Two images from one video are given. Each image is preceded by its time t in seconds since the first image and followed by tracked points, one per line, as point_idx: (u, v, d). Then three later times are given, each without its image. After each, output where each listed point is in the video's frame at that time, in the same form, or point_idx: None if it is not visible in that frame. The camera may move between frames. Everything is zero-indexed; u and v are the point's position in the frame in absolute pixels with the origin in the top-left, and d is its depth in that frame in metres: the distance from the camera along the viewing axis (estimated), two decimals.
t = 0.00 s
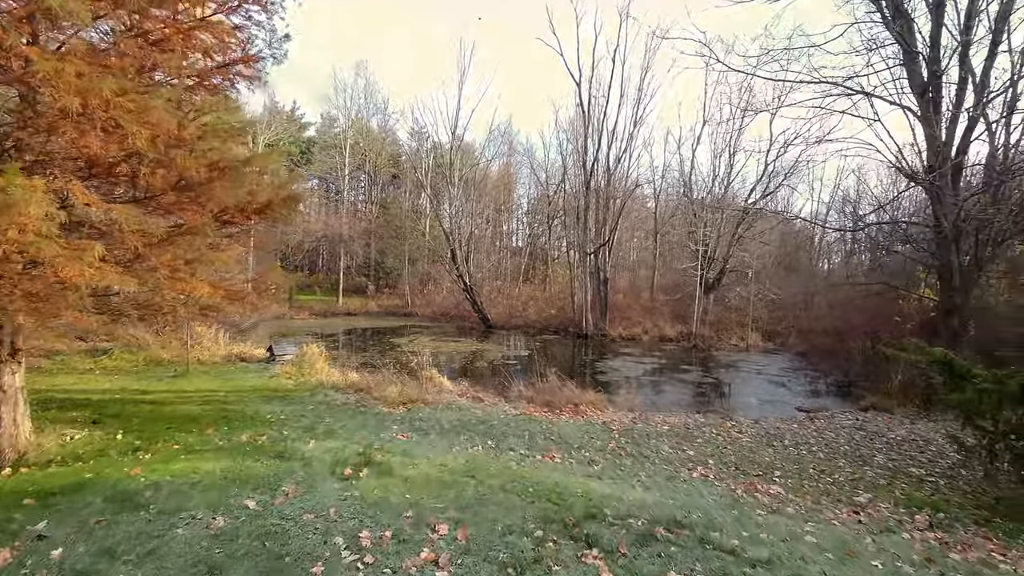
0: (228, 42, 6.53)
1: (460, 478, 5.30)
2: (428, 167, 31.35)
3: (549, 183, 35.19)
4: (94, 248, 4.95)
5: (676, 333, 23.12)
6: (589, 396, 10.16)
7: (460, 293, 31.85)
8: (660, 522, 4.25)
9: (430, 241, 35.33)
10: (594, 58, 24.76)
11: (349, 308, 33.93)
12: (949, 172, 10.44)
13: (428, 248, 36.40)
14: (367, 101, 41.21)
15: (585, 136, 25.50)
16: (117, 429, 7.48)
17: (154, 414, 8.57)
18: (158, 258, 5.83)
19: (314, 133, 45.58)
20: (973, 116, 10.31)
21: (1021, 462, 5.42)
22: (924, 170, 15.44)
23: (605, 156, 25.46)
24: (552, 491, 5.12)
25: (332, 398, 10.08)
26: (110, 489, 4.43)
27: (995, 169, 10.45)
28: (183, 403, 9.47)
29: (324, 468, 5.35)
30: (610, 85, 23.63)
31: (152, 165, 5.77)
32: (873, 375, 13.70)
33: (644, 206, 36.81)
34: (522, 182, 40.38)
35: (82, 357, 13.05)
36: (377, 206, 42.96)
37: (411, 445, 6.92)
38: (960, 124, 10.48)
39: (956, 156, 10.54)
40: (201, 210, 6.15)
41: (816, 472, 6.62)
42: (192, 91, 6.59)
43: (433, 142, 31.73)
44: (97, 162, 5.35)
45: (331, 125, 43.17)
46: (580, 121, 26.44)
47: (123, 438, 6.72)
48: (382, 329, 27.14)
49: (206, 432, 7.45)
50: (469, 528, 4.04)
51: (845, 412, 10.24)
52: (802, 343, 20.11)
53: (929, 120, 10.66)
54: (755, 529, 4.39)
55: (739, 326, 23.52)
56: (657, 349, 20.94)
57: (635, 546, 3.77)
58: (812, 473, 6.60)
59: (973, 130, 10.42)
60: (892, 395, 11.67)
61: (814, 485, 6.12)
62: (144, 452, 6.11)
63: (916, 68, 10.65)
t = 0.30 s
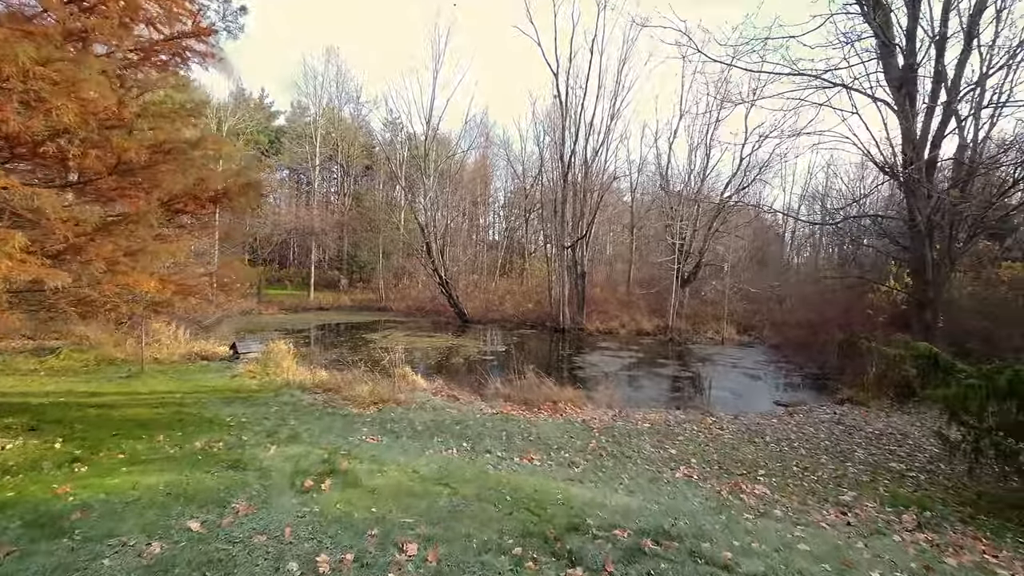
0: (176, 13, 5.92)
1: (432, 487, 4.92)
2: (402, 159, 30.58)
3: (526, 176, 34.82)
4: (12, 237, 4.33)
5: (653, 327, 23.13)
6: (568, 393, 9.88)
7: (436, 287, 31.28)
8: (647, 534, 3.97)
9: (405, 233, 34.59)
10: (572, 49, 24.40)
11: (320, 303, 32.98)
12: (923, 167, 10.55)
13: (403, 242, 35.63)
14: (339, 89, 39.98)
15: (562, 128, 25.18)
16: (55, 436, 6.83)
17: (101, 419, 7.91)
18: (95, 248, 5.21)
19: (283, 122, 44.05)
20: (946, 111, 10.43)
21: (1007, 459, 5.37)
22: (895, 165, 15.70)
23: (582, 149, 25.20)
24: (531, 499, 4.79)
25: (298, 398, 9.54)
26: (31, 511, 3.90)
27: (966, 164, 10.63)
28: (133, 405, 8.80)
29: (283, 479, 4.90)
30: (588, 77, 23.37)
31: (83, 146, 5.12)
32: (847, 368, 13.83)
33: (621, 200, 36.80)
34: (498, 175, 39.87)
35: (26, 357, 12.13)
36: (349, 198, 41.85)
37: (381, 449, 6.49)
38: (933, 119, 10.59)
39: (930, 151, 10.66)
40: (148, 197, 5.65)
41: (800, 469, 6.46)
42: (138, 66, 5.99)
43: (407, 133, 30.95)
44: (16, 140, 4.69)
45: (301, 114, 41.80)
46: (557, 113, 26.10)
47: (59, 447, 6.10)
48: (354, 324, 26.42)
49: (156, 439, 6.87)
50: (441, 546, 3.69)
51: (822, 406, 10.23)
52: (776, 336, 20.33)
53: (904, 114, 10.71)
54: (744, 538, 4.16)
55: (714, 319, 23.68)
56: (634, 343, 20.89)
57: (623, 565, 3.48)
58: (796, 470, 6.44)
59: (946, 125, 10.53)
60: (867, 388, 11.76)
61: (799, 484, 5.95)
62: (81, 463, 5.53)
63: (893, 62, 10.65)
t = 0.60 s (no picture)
0: None
1: (404, 493, 4.55)
2: (378, 146, 29.63)
3: (505, 164, 34.24)
4: None
5: (632, 316, 23.06)
6: (548, 385, 9.60)
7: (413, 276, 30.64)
8: (635, 544, 3.70)
9: (381, 222, 33.79)
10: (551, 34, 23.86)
11: (294, 293, 32.06)
12: (903, 156, 10.52)
13: (379, 231, 34.79)
14: (311, 72, 38.49)
15: (542, 114, 24.65)
16: None
17: (43, 420, 7.27)
18: (21, 235, 4.69)
19: (252, 105, 42.33)
20: (927, 100, 10.38)
21: (993, 450, 5.25)
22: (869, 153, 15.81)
23: (562, 137, 24.80)
24: (512, 504, 4.47)
25: (264, 394, 9.02)
26: None
27: (942, 154, 10.67)
28: (81, 404, 8.15)
29: (240, 488, 4.47)
30: (568, 62, 22.87)
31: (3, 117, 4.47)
32: (824, 356, 13.93)
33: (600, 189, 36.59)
34: (476, 162, 39.15)
35: None
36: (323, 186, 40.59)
37: (351, 450, 6.09)
38: (913, 108, 10.54)
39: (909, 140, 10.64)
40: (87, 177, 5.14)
41: (785, 463, 6.31)
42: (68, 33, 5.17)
43: (382, 118, 29.97)
44: None
45: (272, 97, 40.28)
46: (536, 100, 25.60)
47: None
48: (329, 315, 25.67)
49: (103, 442, 6.32)
50: (412, 564, 3.35)
51: (803, 396, 10.19)
52: (753, 325, 20.48)
53: (886, 102, 10.61)
54: (738, 543, 3.92)
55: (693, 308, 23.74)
56: (614, 333, 20.79)
57: None
58: (782, 464, 6.28)
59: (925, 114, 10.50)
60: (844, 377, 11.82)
61: (787, 479, 5.78)
62: (11, 474, 4.97)
63: (876, 48, 10.47)
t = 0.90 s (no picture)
0: None
1: (371, 504, 4.16)
2: (353, 134, 28.67)
3: (484, 153, 33.59)
4: None
5: (613, 307, 22.94)
6: (529, 380, 9.27)
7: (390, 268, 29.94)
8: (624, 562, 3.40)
9: (357, 212, 32.92)
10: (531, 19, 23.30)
11: (266, 285, 31.07)
12: (885, 145, 10.47)
13: (355, 221, 33.90)
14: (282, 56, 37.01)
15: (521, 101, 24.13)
16: None
17: None
18: None
19: (221, 90, 40.62)
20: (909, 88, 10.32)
21: (984, 443, 5.13)
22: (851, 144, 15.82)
23: (542, 126, 24.38)
24: (491, 512, 4.13)
25: (228, 393, 8.47)
26: None
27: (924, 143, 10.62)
28: (24, 406, 7.48)
29: (187, 502, 4.03)
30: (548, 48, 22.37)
31: None
32: (802, 346, 13.95)
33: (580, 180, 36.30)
34: (455, 151, 38.37)
35: None
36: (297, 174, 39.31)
37: (318, 454, 5.67)
38: (896, 97, 10.49)
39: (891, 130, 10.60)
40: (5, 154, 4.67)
41: (773, 458, 6.13)
42: None
43: (357, 105, 28.99)
44: None
45: (241, 81, 38.78)
46: (516, 88, 25.08)
47: None
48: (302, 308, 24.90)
49: (43, 449, 5.76)
50: None
51: (785, 387, 10.10)
52: (732, 315, 20.55)
53: (869, 90, 10.53)
54: (734, 555, 3.66)
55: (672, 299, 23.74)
56: (595, 324, 20.63)
57: None
58: (770, 460, 6.09)
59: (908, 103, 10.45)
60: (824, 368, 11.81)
61: (776, 476, 5.58)
62: None
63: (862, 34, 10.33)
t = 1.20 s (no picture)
0: None
1: (335, 527, 3.75)
2: (329, 128, 27.77)
3: (464, 149, 33.01)
4: None
5: (593, 304, 22.76)
6: (509, 381, 8.91)
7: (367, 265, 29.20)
8: None
9: (333, 208, 32.07)
10: (510, 12, 22.86)
11: (237, 283, 30.03)
12: (866, 140, 10.45)
13: (331, 218, 33.02)
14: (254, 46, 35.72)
15: (501, 95, 23.68)
16: None
17: None
18: None
19: (190, 81, 39.09)
20: (891, 84, 10.27)
21: (979, 444, 4.97)
22: (832, 141, 15.88)
23: (522, 121, 24.01)
24: (469, 533, 3.76)
25: (187, 399, 7.90)
26: None
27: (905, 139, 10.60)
28: None
29: (124, 530, 3.58)
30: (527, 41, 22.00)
31: None
32: (783, 343, 13.93)
33: (561, 176, 36.06)
34: (434, 147, 37.66)
35: None
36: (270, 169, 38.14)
37: (281, 467, 5.22)
38: (878, 92, 10.43)
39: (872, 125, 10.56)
40: None
41: (762, 462, 5.92)
42: None
43: (332, 99, 28.09)
44: None
45: (210, 72, 37.42)
46: (495, 82, 24.64)
47: None
48: (275, 306, 24.06)
49: None
50: None
51: (769, 385, 9.97)
52: (712, 313, 20.55)
53: (851, 84, 10.47)
54: None
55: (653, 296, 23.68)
56: (576, 322, 20.40)
57: None
58: (761, 464, 5.87)
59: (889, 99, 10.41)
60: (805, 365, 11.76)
61: (769, 482, 5.35)
62: None
63: (845, 28, 10.25)
